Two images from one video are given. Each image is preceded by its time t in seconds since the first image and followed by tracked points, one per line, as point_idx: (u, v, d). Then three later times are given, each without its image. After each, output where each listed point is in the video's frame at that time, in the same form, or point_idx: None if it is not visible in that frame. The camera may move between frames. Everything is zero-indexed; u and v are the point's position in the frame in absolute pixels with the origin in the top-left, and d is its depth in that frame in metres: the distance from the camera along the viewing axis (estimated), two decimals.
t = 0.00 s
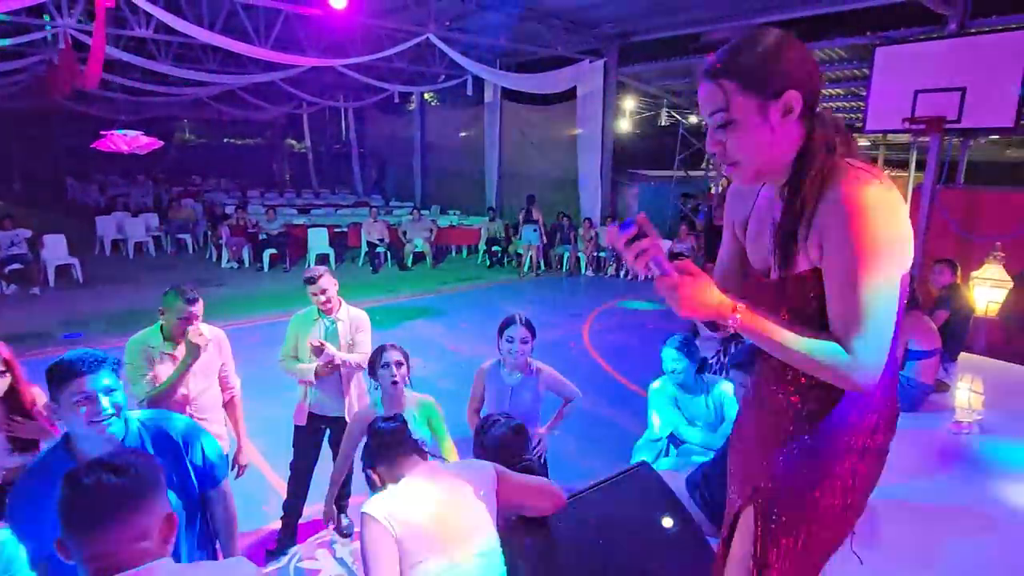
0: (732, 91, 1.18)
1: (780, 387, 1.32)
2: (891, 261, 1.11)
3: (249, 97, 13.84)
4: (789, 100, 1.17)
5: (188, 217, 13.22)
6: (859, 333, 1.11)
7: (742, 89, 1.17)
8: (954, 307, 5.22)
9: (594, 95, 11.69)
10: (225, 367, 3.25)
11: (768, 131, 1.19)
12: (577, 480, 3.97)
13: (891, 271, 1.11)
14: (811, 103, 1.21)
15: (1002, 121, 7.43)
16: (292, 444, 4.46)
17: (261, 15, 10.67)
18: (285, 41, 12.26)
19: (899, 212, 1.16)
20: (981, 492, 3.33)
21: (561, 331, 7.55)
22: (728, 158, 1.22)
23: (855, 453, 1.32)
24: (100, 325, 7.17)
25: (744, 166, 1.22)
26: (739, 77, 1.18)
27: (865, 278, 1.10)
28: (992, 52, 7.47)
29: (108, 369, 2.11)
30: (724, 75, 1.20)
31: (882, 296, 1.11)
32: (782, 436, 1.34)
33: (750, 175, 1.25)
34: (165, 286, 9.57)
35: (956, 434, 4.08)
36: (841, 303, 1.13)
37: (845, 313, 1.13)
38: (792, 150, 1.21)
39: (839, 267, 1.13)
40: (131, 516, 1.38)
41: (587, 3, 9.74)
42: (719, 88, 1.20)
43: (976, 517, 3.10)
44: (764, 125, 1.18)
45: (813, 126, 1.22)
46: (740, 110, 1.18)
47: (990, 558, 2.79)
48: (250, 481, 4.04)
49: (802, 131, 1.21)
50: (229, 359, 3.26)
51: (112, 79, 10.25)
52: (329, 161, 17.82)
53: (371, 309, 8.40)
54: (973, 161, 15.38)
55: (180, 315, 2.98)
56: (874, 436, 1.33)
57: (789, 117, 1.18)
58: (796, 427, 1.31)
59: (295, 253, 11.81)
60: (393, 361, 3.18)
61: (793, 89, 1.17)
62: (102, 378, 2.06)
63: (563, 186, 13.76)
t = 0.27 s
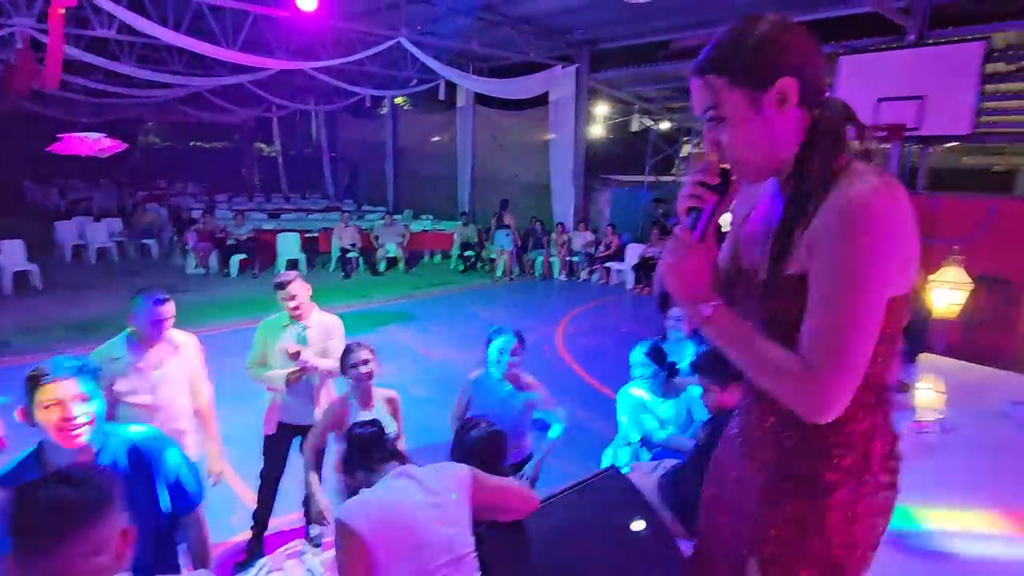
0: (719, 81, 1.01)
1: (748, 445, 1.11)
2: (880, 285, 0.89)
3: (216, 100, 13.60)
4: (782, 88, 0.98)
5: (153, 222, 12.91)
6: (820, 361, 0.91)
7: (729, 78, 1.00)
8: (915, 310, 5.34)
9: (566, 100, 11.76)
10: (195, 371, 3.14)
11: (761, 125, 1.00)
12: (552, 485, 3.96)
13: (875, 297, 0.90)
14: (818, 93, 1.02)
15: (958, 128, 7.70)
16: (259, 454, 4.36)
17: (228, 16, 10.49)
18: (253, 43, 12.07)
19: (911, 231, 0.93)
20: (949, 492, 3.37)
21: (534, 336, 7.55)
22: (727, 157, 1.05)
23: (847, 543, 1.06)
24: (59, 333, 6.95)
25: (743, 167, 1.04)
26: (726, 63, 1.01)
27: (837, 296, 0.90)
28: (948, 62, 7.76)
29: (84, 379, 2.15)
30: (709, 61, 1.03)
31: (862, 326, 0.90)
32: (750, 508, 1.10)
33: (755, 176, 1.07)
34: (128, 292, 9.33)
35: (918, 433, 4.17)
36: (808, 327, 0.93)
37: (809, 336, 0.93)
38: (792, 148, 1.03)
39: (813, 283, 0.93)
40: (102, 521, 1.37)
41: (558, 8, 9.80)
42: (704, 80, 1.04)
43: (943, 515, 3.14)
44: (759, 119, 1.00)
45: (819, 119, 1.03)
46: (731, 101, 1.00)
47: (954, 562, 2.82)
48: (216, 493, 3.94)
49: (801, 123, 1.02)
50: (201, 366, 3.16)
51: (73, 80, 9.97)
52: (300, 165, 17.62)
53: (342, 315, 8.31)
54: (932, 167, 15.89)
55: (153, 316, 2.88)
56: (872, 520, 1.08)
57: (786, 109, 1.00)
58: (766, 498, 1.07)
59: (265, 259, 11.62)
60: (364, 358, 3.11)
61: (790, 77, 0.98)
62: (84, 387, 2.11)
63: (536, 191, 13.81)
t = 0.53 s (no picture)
0: (718, 76, 0.95)
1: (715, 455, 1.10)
2: (863, 302, 0.88)
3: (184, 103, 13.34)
4: (783, 89, 0.93)
5: (117, 228, 12.59)
6: (793, 375, 0.90)
7: (731, 74, 0.94)
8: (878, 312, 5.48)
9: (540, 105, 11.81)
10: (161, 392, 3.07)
11: (759, 127, 0.95)
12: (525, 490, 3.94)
13: (857, 314, 0.88)
14: (817, 97, 0.98)
15: (918, 135, 7.94)
16: (228, 464, 4.27)
17: (196, 18, 10.32)
18: (222, 46, 11.88)
19: (900, 249, 0.91)
20: (912, 491, 3.44)
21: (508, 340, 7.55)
22: (720, 159, 0.99)
23: (808, 558, 1.06)
24: (16, 344, 6.71)
25: (737, 170, 0.99)
26: (725, 57, 0.95)
27: (816, 310, 0.88)
28: (909, 70, 7.99)
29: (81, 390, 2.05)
30: (709, 52, 0.97)
31: (840, 342, 0.88)
32: (711, 521, 1.10)
33: (748, 179, 1.02)
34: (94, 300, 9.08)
35: (883, 431, 4.27)
36: (784, 339, 0.91)
37: (784, 349, 0.91)
38: (789, 152, 0.99)
39: (794, 295, 0.91)
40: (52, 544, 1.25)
41: (531, 14, 9.84)
42: (701, 72, 0.97)
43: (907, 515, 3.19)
44: (758, 118, 0.94)
45: (817, 123, 0.99)
46: (731, 98, 0.94)
47: (921, 558, 2.86)
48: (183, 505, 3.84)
49: (800, 126, 0.98)
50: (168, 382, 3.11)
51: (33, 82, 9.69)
52: (270, 170, 17.38)
53: (314, 321, 8.19)
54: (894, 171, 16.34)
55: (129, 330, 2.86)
56: (833, 536, 1.08)
57: (787, 110, 0.94)
58: (729, 510, 1.07)
59: (234, 264, 11.40)
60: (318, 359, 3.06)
61: (793, 75, 0.93)
62: (74, 395, 2.02)
63: (510, 195, 13.83)
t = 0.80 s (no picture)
0: (733, 63, 0.95)
1: (702, 456, 1.10)
2: (867, 299, 0.89)
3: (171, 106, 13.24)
4: (799, 81, 0.94)
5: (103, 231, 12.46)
6: (799, 371, 0.90)
7: (747, 62, 0.94)
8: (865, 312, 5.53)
9: (529, 107, 11.83)
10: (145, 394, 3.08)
11: (773, 118, 0.95)
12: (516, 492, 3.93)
13: (862, 309, 0.89)
14: (821, 91, 1.00)
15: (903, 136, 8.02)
16: (216, 469, 4.24)
17: (182, 20, 10.25)
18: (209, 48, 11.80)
19: (899, 247, 0.93)
20: (900, 491, 3.45)
21: (499, 343, 7.54)
22: (728, 149, 0.99)
23: (794, 555, 1.08)
24: None
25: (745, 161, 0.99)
26: (739, 46, 0.95)
27: (823, 306, 0.89)
28: (894, 71, 8.06)
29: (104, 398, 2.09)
30: (722, 41, 0.97)
31: (844, 339, 0.89)
32: (700, 521, 1.10)
33: (750, 170, 1.02)
34: (79, 304, 8.98)
35: (870, 430, 4.31)
36: (790, 335, 0.92)
37: (791, 343, 0.91)
38: (795, 144, 1.00)
39: (798, 291, 0.92)
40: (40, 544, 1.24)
41: (521, 16, 9.86)
42: (714, 59, 0.97)
43: (897, 516, 3.19)
44: (771, 109, 0.95)
45: (821, 118, 1.01)
46: (746, 86, 0.94)
47: (911, 557, 2.86)
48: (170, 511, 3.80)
49: (808, 120, 1.00)
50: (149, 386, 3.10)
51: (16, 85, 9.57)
52: (259, 172, 17.29)
53: (303, 324, 8.14)
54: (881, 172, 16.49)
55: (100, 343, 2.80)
56: (818, 533, 1.11)
57: (800, 102, 0.95)
58: (720, 510, 1.07)
59: (222, 268, 11.32)
60: (280, 362, 3.00)
61: (807, 67, 0.94)
62: (97, 402, 2.07)
63: (499, 197, 13.83)
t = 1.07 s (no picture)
0: (730, 63, 0.95)
1: (704, 455, 1.10)
2: (873, 298, 0.91)
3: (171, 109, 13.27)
4: (798, 78, 0.94)
5: (104, 235, 12.48)
6: (809, 367, 0.91)
7: (745, 61, 0.94)
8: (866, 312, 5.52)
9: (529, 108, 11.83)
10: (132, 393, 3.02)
11: (775, 116, 0.95)
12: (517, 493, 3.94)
13: (869, 305, 0.90)
14: (819, 92, 1.01)
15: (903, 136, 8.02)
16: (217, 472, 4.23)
17: (182, 24, 10.28)
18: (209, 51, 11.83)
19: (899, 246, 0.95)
20: (905, 492, 3.44)
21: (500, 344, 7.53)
22: (729, 147, 0.99)
23: (800, 554, 1.08)
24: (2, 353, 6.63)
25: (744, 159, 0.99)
26: (739, 45, 0.95)
27: (833, 306, 0.90)
28: (893, 71, 8.06)
29: (115, 404, 2.06)
30: (724, 39, 0.97)
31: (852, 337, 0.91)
32: (703, 523, 1.10)
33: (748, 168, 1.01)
34: (81, 308, 8.99)
35: (872, 430, 4.29)
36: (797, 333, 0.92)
37: (800, 340, 0.92)
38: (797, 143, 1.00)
39: (807, 289, 0.93)
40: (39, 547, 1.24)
41: (520, 17, 9.87)
42: (717, 59, 0.96)
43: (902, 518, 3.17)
44: (771, 108, 0.95)
45: (820, 116, 1.01)
46: (747, 85, 0.93)
47: (916, 558, 2.85)
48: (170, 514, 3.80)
49: (809, 120, 1.00)
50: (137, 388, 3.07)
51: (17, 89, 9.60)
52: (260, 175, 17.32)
53: (304, 327, 8.15)
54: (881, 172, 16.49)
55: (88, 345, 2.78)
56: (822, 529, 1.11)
57: (798, 100, 0.96)
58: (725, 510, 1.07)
59: (223, 271, 11.33)
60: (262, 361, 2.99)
61: (804, 66, 0.94)
62: (109, 406, 2.03)
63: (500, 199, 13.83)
